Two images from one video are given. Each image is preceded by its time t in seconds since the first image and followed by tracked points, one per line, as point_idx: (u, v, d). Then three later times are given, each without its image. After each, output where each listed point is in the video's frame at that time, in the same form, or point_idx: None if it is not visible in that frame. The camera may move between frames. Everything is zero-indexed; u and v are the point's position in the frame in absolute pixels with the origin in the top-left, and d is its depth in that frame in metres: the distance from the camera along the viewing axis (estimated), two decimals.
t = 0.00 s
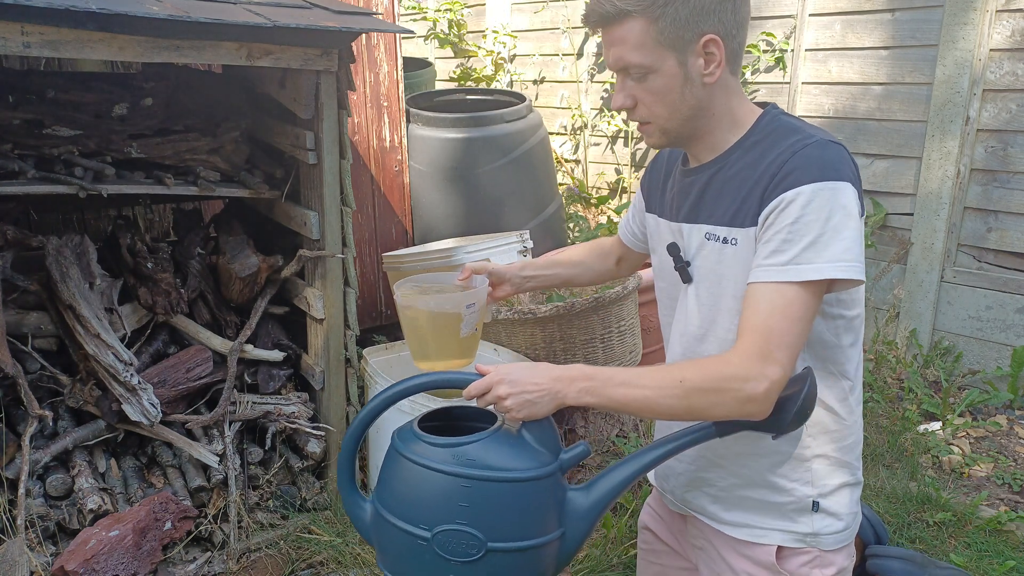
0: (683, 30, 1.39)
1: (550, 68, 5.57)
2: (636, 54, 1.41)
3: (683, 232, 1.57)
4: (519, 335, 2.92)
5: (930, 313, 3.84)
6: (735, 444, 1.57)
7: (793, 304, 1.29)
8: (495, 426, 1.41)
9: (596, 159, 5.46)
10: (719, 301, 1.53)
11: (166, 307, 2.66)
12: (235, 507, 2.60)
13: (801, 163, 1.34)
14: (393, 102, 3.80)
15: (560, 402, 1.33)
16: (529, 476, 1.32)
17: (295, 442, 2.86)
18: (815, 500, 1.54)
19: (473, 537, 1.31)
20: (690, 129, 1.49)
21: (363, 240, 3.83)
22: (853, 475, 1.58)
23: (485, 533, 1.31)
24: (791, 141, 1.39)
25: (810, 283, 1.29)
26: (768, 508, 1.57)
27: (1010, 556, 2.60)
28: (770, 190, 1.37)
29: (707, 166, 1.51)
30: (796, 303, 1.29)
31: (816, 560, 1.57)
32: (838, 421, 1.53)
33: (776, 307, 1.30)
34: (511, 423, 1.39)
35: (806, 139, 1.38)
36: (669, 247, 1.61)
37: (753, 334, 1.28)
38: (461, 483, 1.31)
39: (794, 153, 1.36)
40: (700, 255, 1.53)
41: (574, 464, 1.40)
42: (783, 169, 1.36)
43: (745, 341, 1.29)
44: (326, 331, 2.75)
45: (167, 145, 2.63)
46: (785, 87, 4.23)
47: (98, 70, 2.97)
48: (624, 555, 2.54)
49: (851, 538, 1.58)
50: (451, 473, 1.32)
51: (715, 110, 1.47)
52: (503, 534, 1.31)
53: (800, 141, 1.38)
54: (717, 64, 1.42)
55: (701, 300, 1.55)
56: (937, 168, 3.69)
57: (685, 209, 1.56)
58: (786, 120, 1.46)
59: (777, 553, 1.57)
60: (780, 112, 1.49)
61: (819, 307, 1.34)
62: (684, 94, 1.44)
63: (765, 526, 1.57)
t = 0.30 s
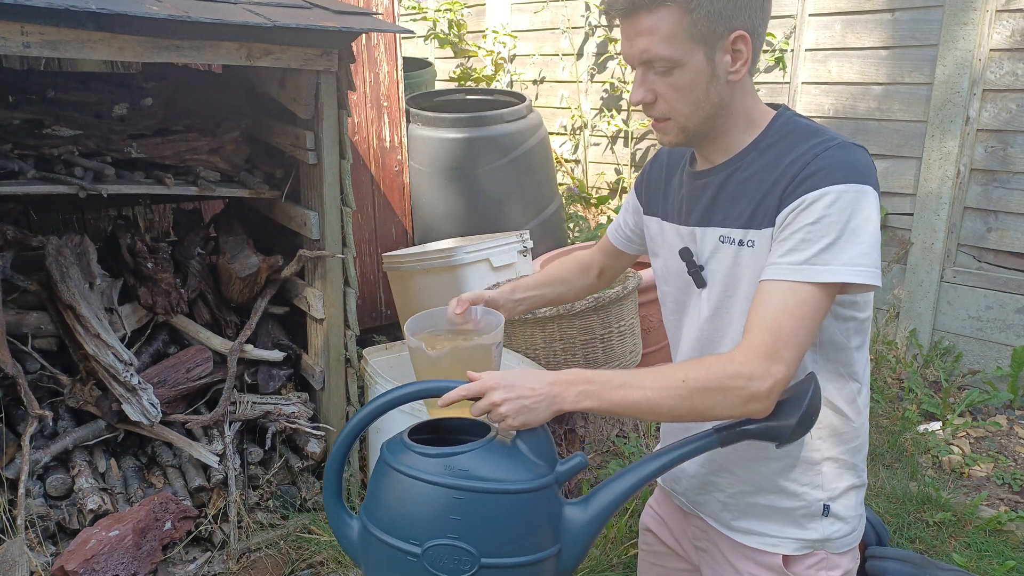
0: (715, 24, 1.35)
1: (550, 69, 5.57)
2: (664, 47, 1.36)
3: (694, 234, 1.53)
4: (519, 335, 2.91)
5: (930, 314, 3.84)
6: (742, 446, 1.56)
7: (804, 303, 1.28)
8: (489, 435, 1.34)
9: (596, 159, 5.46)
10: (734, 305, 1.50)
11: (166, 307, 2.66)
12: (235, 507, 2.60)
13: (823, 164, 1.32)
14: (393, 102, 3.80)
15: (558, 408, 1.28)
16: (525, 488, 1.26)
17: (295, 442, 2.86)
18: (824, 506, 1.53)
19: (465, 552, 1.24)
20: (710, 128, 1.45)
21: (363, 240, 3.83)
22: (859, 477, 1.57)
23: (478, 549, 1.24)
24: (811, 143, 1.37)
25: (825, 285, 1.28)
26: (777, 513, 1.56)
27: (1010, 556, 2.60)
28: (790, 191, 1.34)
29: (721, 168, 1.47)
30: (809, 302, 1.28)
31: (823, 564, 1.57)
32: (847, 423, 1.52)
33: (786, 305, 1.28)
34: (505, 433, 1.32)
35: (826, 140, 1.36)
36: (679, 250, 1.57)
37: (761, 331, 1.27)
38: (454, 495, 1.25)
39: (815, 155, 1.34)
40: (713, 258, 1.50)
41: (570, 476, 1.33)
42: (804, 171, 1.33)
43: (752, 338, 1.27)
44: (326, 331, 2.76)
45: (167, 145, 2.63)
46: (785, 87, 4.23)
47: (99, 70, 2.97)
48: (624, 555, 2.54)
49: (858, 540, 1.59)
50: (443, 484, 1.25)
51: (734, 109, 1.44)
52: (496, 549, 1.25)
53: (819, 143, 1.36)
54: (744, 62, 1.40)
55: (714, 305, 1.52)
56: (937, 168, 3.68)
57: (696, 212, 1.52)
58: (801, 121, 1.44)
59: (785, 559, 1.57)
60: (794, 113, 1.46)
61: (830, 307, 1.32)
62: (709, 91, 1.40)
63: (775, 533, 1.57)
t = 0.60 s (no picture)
0: (734, 21, 1.34)
1: (550, 69, 5.57)
2: (682, 44, 1.34)
3: (708, 238, 1.51)
4: (519, 335, 2.91)
5: (930, 314, 3.84)
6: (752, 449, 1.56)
7: (832, 311, 1.27)
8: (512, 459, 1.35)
9: (596, 159, 5.46)
10: (751, 310, 1.48)
11: (166, 307, 2.66)
12: (235, 507, 2.59)
13: (847, 166, 1.31)
14: (393, 102, 3.79)
15: (583, 427, 1.27)
16: (545, 510, 1.25)
17: (295, 442, 2.86)
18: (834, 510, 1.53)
19: None
20: (726, 127, 1.43)
21: (363, 240, 3.82)
22: (868, 481, 1.57)
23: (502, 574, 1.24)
24: (832, 146, 1.36)
25: (852, 291, 1.27)
26: (788, 517, 1.55)
27: (1010, 556, 2.60)
28: (813, 194, 1.33)
29: (737, 170, 1.46)
30: (836, 308, 1.27)
31: (829, 568, 1.57)
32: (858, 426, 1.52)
33: (813, 312, 1.27)
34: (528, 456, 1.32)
35: (849, 143, 1.35)
36: (693, 254, 1.55)
37: (789, 340, 1.25)
38: (474, 519, 1.25)
39: (837, 158, 1.33)
40: (729, 261, 1.48)
41: (597, 498, 1.33)
42: (827, 174, 1.32)
43: (780, 348, 1.26)
44: (326, 331, 2.76)
45: (167, 144, 2.63)
46: (785, 87, 4.23)
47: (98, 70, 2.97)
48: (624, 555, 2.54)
49: (863, 543, 1.60)
50: (463, 507, 1.25)
51: (750, 109, 1.43)
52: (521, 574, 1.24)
53: (840, 146, 1.35)
54: (760, 60, 1.39)
55: (730, 311, 1.50)
56: (937, 168, 3.68)
57: (710, 215, 1.50)
58: (818, 123, 1.43)
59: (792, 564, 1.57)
60: (808, 114, 1.46)
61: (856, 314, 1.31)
62: (726, 90, 1.39)
63: (784, 538, 1.56)
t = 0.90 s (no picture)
0: (748, 20, 1.34)
1: (550, 68, 5.58)
2: (696, 42, 1.33)
3: (714, 239, 1.51)
4: (518, 335, 2.91)
5: (930, 314, 3.84)
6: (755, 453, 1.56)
7: (844, 322, 1.27)
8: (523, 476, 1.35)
9: (596, 159, 5.46)
10: (756, 314, 1.48)
11: (166, 307, 2.66)
12: (235, 508, 2.59)
13: (860, 172, 1.31)
14: (393, 102, 3.79)
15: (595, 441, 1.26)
16: (557, 527, 1.25)
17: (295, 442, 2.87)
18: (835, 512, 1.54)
19: None
20: (736, 127, 1.42)
21: (363, 240, 3.82)
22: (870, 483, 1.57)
23: None
24: (845, 150, 1.36)
25: (865, 301, 1.27)
26: (791, 520, 1.55)
27: (1010, 556, 2.60)
28: (826, 199, 1.33)
29: (747, 172, 1.46)
30: (847, 319, 1.27)
31: (828, 570, 1.57)
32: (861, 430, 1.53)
33: (825, 322, 1.27)
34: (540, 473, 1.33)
35: (862, 148, 1.35)
36: (699, 256, 1.55)
37: (801, 351, 1.26)
38: (488, 536, 1.24)
39: (850, 163, 1.33)
40: (735, 265, 1.48)
41: (609, 513, 1.33)
42: (840, 179, 1.32)
43: (791, 359, 1.26)
44: (326, 331, 2.76)
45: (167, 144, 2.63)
46: (785, 87, 4.23)
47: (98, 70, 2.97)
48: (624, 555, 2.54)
49: (863, 545, 1.60)
50: (476, 525, 1.25)
51: (760, 110, 1.43)
52: None
53: (853, 150, 1.35)
54: (772, 61, 1.39)
55: (735, 315, 1.50)
56: (938, 168, 3.68)
57: (717, 217, 1.50)
58: (829, 126, 1.43)
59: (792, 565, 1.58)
60: (819, 117, 1.46)
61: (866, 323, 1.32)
62: (739, 90, 1.39)
63: (786, 541, 1.56)
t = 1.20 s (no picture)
0: (764, 27, 1.33)
1: (550, 68, 5.58)
2: (709, 49, 1.33)
3: (714, 236, 1.51)
4: (519, 335, 2.90)
5: (930, 314, 3.84)
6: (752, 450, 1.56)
7: (835, 322, 1.28)
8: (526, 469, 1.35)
9: (596, 159, 5.46)
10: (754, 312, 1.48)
11: (166, 307, 2.66)
12: (235, 508, 2.59)
13: (860, 172, 1.31)
14: (393, 102, 3.79)
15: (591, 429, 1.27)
16: (556, 517, 1.25)
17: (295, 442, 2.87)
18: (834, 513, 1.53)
19: None
20: (742, 132, 1.42)
21: (363, 240, 3.80)
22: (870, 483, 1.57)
23: None
24: (845, 150, 1.36)
25: (859, 301, 1.28)
26: (790, 520, 1.55)
27: (1010, 556, 2.60)
28: (826, 199, 1.33)
29: (748, 171, 1.45)
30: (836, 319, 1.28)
31: (828, 570, 1.57)
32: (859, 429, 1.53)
33: (815, 322, 1.28)
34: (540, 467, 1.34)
35: (862, 148, 1.35)
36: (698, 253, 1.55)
37: (790, 351, 1.27)
38: (489, 526, 1.25)
39: (850, 162, 1.33)
40: (734, 262, 1.48)
41: (609, 507, 1.32)
42: (840, 179, 1.32)
43: (780, 358, 1.27)
44: (326, 331, 2.76)
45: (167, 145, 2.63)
46: (785, 87, 4.23)
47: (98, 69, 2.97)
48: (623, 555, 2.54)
49: (863, 545, 1.60)
50: (477, 514, 1.26)
51: (765, 113, 1.43)
52: None
53: (853, 150, 1.35)
54: (781, 66, 1.39)
55: (733, 313, 1.50)
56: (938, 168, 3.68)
57: (717, 214, 1.50)
58: (830, 126, 1.43)
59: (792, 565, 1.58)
60: (821, 116, 1.46)
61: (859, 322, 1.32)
62: (746, 94, 1.38)
63: (785, 541, 1.56)
